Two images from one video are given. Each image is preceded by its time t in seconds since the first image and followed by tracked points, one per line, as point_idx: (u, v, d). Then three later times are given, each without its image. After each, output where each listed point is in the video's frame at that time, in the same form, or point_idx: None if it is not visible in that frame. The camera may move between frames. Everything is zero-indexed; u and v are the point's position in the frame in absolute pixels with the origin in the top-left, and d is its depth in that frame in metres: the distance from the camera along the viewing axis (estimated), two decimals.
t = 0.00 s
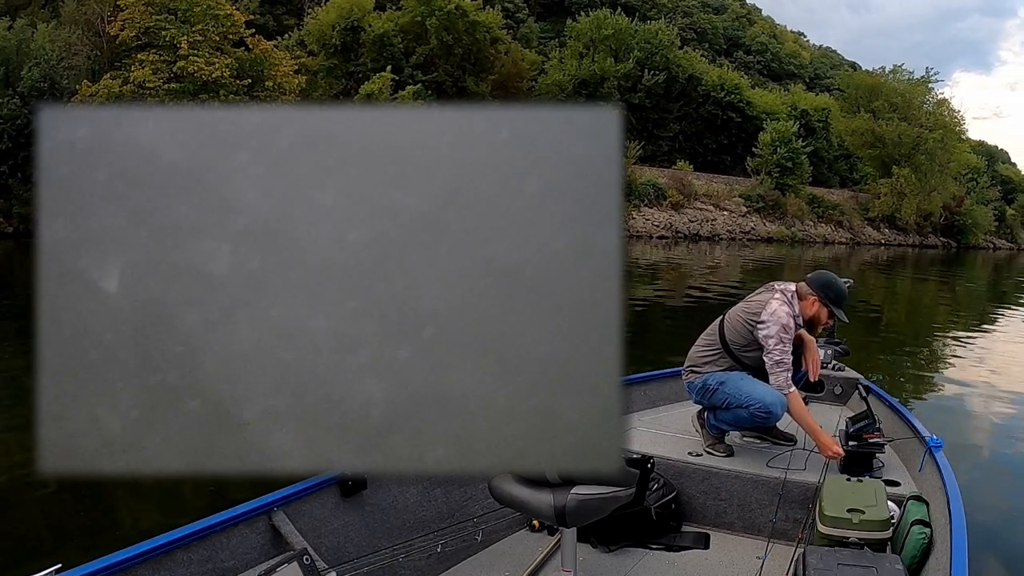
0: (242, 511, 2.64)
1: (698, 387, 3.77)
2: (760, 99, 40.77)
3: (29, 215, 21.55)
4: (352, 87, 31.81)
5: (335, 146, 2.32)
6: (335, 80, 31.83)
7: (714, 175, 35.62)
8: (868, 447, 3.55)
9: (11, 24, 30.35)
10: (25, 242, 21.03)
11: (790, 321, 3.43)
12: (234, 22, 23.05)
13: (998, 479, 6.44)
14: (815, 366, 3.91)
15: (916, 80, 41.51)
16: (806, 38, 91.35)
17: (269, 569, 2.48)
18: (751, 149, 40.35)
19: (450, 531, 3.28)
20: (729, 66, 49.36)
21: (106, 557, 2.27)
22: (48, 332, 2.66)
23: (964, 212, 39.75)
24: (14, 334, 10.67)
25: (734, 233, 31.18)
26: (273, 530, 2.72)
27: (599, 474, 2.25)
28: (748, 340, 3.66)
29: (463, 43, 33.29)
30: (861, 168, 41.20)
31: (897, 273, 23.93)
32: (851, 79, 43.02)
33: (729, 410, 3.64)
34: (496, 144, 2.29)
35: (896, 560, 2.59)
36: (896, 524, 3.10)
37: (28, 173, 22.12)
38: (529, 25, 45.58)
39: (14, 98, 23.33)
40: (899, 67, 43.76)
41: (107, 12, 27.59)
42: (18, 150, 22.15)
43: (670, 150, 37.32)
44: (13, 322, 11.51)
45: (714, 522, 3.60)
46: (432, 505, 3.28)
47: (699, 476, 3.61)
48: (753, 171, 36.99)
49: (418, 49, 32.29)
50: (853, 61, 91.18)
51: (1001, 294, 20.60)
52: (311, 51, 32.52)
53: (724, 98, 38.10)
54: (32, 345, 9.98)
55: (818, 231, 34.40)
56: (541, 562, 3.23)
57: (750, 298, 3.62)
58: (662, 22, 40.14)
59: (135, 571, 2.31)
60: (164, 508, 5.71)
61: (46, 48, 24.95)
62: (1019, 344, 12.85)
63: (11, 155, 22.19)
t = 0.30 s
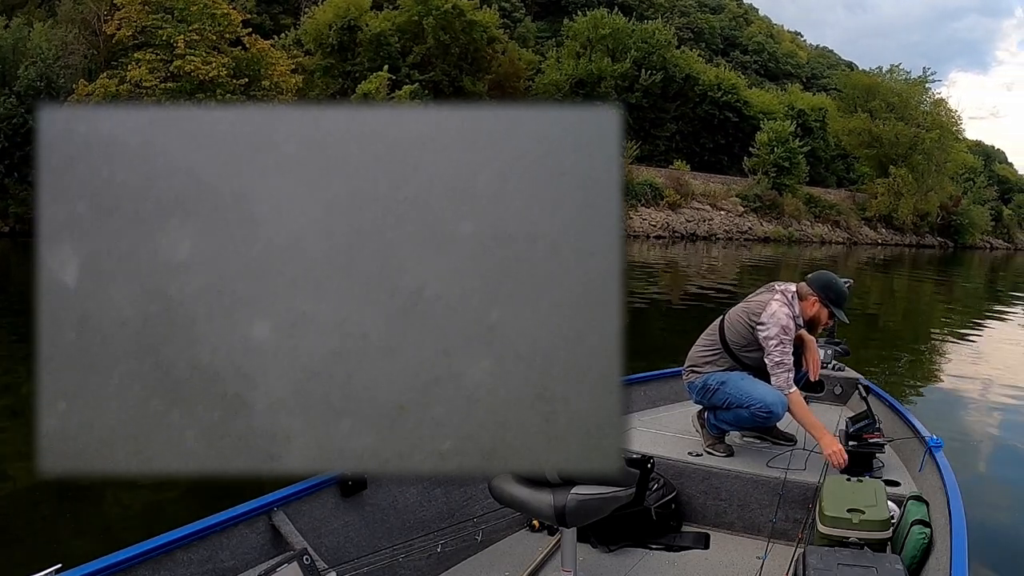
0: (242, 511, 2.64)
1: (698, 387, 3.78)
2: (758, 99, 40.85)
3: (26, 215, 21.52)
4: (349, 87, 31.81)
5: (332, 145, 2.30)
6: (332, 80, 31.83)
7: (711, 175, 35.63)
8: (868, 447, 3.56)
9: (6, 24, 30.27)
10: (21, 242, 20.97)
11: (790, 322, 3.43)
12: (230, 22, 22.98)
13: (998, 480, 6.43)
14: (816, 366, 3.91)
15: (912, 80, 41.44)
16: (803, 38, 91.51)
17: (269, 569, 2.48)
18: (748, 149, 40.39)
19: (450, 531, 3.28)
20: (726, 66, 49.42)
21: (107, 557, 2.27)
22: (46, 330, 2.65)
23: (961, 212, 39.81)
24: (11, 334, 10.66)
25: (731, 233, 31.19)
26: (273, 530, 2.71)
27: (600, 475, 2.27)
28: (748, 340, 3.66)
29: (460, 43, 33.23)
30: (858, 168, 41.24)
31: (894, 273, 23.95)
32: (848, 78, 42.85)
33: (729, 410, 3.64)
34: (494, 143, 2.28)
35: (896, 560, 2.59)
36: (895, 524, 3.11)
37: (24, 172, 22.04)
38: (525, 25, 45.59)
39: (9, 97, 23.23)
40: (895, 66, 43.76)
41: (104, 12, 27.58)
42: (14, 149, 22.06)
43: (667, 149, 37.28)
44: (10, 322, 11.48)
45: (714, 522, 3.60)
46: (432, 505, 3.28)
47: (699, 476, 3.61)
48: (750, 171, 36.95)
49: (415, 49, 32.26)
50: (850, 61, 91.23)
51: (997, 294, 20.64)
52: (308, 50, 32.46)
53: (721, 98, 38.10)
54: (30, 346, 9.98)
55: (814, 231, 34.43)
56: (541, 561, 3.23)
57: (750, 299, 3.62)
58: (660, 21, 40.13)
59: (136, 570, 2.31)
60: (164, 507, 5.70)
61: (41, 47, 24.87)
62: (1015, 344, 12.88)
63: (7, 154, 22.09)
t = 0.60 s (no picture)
0: (242, 511, 2.64)
1: (698, 388, 3.78)
2: (754, 98, 40.70)
3: (23, 214, 21.52)
4: (345, 85, 31.86)
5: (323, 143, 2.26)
6: (328, 78, 31.90)
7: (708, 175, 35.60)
8: (868, 447, 3.56)
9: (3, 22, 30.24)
10: (19, 240, 20.95)
11: (791, 326, 3.43)
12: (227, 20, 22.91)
13: (992, 480, 6.43)
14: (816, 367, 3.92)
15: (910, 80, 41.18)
16: (799, 38, 91.72)
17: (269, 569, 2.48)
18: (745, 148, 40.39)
19: (450, 531, 3.28)
20: (723, 65, 49.46)
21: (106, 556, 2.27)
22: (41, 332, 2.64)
23: (958, 212, 39.87)
24: (10, 334, 10.67)
25: (728, 232, 31.22)
26: (272, 530, 2.71)
27: (600, 474, 2.34)
28: (749, 341, 3.66)
29: (457, 41, 33.32)
30: (855, 168, 41.29)
31: (891, 272, 23.96)
32: (846, 78, 42.39)
33: (729, 410, 3.64)
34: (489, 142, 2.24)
35: (895, 560, 2.59)
36: (895, 524, 3.11)
37: (21, 171, 22.00)
38: (522, 24, 45.61)
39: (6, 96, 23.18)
40: (893, 66, 43.74)
41: (101, 11, 27.58)
42: (11, 148, 22.03)
43: (663, 148, 37.40)
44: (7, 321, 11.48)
45: (714, 522, 3.60)
46: (431, 505, 3.27)
47: (699, 476, 3.61)
48: (747, 170, 36.89)
49: (412, 48, 32.25)
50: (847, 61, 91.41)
51: (993, 293, 20.68)
52: (305, 49, 32.48)
53: (718, 97, 38.00)
54: (30, 345, 9.99)
55: (811, 231, 34.48)
56: (541, 561, 3.23)
57: (752, 301, 3.62)
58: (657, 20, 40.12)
59: (135, 571, 2.31)
60: (162, 507, 5.70)
61: (38, 45, 24.85)
62: (1011, 344, 12.91)
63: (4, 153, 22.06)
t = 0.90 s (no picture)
0: (242, 511, 2.64)
1: (698, 387, 3.79)
2: (751, 98, 40.42)
3: (18, 213, 21.46)
4: (342, 84, 32.04)
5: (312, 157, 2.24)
6: (326, 77, 32.17)
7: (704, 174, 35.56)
8: (868, 447, 3.57)
9: None
10: (16, 241, 20.92)
11: (792, 327, 3.42)
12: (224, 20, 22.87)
13: (986, 477, 6.45)
14: (816, 367, 3.93)
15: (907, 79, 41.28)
16: (796, 38, 91.56)
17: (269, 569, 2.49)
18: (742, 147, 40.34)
19: (450, 531, 3.28)
20: (720, 64, 49.54)
21: (106, 556, 2.27)
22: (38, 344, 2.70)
23: (955, 211, 39.93)
24: (9, 333, 10.66)
25: (725, 232, 31.27)
26: (272, 529, 2.71)
27: (599, 476, 2.48)
28: (750, 342, 3.66)
29: (453, 41, 33.35)
30: (853, 167, 41.36)
31: (889, 271, 23.99)
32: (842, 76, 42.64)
33: (730, 411, 3.64)
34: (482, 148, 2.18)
35: (896, 560, 2.59)
36: (895, 525, 3.11)
37: (17, 170, 21.99)
38: (519, 24, 45.65)
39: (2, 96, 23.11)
40: (890, 65, 43.78)
41: (96, 10, 27.51)
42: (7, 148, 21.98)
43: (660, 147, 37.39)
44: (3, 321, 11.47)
45: (714, 522, 3.61)
46: (432, 505, 3.27)
47: (699, 476, 3.61)
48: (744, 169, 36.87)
49: (408, 47, 32.24)
50: (845, 61, 91.38)
51: (989, 292, 20.73)
52: (302, 48, 32.45)
53: (715, 96, 38.03)
54: (27, 345, 9.99)
55: (808, 230, 34.56)
56: (541, 561, 3.23)
57: (754, 302, 3.61)
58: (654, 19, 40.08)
59: (135, 571, 2.30)
60: (161, 507, 5.71)
61: (34, 44, 24.84)
62: (1007, 342, 12.95)
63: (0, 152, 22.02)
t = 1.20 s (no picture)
0: (242, 510, 2.63)
1: (699, 388, 3.78)
2: (747, 98, 40.17)
3: (13, 216, 21.29)
4: (339, 86, 31.59)
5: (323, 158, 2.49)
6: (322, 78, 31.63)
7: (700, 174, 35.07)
8: (868, 447, 3.57)
9: None
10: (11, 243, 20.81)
11: (795, 326, 3.43)
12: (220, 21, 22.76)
13: (979, 477, 6.45)
14: (818, 367, 3.93)
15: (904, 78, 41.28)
16: (792, 37, 91.54)
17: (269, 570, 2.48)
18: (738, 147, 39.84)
19: (450, 531, 3.27)
20: (716, 64, 49.57)
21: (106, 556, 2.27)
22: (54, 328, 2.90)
23: (951, 210, 39.97)
24: (6, 334, 10.65)
25: (722, 232, 31.24)
26: (272, 529, 2.70)
27: (599, 474, 2.28)
28: (750, 342, 3.67)
29: (449, 41, 33.29)
30: (849, 167, 41.37)
31: (886, 271, 23.99)
32: (839, 76, 42.84)
33: (731, 411, 3.65)
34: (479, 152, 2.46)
35: (896, 559, 2.59)
36: (896, 525, 3.11)
37: (13, 172, 21.86)
38: (515, 24, 45.55)
39: None
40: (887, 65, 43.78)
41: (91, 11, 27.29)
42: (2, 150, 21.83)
43: (658, 148, 37.59)
44: None
45: (714, 523, 3.61)
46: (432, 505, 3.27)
47: (699, 476, 3.61)
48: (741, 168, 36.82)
49: (405, 48, 32.15)
50: (842, 61, 91.40)
51: (986, 292, 20.72)
52: (298, 48, 32.25)
53: (711, 96, 37.70)
54: (24, 346, 9.98)
55: (805, 230, 34.58)
56: (541, 562, 3.23)
57: (755, 301, 3.61)
58: (650, 19, 40.02)
59: (134, 571, 2.30)
60: (160, 505, 5.71)
61: (29, 46, 24.72)
62: (1003, 342, 12.94)
63: None
